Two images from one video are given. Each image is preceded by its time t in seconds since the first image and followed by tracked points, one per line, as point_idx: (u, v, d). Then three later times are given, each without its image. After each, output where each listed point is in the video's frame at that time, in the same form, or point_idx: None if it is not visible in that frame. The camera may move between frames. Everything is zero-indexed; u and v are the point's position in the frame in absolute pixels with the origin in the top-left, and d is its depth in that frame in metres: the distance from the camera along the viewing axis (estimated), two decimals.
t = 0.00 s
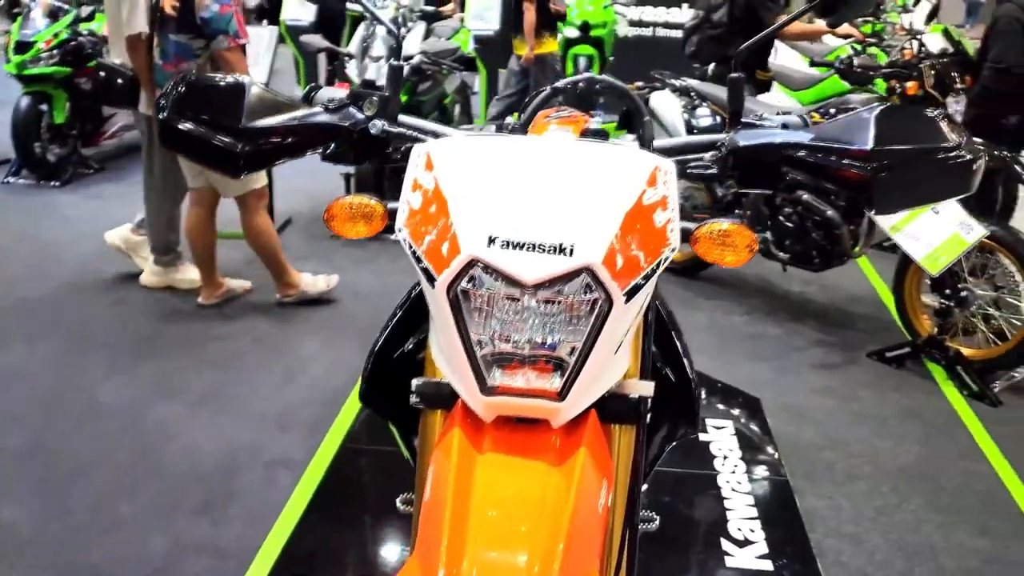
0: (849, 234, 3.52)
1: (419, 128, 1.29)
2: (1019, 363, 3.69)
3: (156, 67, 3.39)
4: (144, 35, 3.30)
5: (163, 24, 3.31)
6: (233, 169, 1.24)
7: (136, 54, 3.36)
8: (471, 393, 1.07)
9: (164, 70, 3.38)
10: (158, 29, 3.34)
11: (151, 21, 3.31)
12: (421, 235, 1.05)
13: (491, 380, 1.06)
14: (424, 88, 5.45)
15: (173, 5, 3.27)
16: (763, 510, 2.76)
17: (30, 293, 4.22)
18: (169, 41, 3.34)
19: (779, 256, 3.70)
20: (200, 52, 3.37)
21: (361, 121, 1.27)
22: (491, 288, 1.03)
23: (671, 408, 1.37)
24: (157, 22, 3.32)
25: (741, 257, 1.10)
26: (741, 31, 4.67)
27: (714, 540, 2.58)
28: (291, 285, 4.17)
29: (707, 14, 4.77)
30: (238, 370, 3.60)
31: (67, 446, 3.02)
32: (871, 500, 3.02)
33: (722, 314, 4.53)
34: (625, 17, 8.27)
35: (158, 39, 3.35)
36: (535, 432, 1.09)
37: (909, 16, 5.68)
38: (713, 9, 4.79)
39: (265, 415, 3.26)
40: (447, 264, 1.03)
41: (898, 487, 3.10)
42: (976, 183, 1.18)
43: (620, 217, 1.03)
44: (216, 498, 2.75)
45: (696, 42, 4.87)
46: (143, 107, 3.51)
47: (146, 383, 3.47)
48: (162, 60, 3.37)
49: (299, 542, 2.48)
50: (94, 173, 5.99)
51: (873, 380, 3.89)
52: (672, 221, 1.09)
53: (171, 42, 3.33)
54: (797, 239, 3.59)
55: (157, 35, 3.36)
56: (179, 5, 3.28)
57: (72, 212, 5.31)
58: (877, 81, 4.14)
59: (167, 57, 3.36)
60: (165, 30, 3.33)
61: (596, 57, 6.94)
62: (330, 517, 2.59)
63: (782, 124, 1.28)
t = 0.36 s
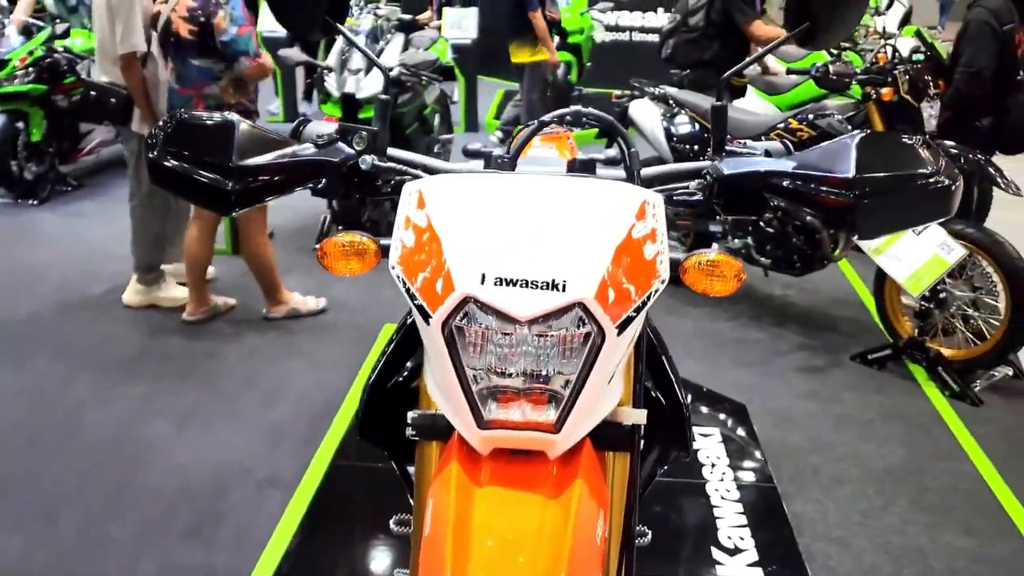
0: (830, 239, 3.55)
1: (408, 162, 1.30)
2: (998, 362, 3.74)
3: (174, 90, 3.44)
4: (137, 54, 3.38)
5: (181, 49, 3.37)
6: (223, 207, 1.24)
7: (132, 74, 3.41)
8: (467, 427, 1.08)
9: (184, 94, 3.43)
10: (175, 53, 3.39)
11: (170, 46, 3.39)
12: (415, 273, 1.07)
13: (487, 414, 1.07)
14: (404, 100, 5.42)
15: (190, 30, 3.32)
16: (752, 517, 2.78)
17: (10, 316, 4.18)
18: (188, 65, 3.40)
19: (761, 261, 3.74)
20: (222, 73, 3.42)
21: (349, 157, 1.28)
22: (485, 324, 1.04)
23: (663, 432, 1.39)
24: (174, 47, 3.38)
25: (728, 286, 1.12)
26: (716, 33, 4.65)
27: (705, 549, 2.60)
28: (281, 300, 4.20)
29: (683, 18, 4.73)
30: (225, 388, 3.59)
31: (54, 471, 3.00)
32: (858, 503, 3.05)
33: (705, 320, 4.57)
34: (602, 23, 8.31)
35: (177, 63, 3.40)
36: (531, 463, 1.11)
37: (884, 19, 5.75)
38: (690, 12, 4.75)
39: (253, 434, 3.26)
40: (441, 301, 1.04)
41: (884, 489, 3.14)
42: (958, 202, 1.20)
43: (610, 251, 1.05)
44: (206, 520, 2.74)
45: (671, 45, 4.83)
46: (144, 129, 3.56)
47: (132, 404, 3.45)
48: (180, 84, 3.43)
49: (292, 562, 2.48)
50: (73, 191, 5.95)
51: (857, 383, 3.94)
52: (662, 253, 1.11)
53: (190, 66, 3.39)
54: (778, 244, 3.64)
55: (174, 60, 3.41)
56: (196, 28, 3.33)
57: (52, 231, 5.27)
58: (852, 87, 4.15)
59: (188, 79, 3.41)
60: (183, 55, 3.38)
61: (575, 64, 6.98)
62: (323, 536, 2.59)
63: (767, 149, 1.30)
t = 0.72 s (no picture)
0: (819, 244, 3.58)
1: (402, 193, 1.33)
2: (989, 364, 3.76)
3: (187, 105, 3.45)
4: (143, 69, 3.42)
5: (193, 63, 3.39)
6: (217, 243, 1.24)
7: (133, 88, 3.46)
8: (469, 460, 1.08)
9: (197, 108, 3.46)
10: (187, 67, 3.41)
11: (181, 60, 3.40)
12: (414, 308, 1.07)
13: (488, 447, 1.07)
14: (392, 110, 5.36)
15: (208, 44, 3.38)
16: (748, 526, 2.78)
17: None
18: (201, 78, 3.43)
19: (751, 267, 3.75)
20: (236, 85, 3.50)
21: (343, 190, 1.27)
22: (485, 358, 1.04)
23: (660, 453, 1.43)
24: (186, 62, 3.39)
25: (727, 312, 1.12)
26: (700, 39, 4.65)
27: (703, 560, 2.60)
28: (273, 316, 4.18)
29: (668, 25, 4.75)
30: (217, 405, 3.57)
31: (46, 495, 2.98)
32: (853, 509, 3.06)
33: (697, 326, 4.58)
34: (587, 28, 8.32)
35: (188, 78, 3.41)
36: (534, 495, 1.11)
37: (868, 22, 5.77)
38: (676, 19, 4.77)
39: (247, 452, 3.24)
40: (441, 337, 1.03)
41: (878, 495, 3.15)
42: (954, 222, 1.21)
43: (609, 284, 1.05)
44: (201, 541, 2.72)
45: (658, 52, 4.84)
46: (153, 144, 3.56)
47: (123, 424, 3.43)
48: (193, 98, 3.45)
49: None
50: (59, 208, 5.90)
51: (848, 387, 3.95)
52: (660, 283, 1.11)
53: (205, 80, 3.42)
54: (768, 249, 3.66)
55: (185, 75, 3.42)
56: (212, 43, 3.38)
57: (38, 249, 5.23)
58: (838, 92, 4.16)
59: (200, 93, 3.43)
60: (195, 69, 3.41)
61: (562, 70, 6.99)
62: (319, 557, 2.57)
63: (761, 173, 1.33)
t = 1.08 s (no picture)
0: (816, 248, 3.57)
1: (400, 220, 1.31)
2: (988, 364, 3.75)
3: (185, 119, 3.45)
4: (145, 79, 3.51)
5: (189, 76, 3.38)
6: (213, 275, 1.22)
7: (140, 98, 3.57)
8: (475, 495, 1.06)
9: (196, 121, 3.46)
10: (183, 82, 3.39)
11: (177, 75, 3.37)
12: (416, 341, 1.05)
13: (494, 481, 1.05)
14: (385, 121, 5.30)
15: (202, 56, 3.34)
16: (753, 537, 2.76)
17: None
18: (200, 91, 3.43)
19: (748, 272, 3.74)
20: (233, 95, 3.51)
21: (340, 218, 1.25)
22: (489, 391, 1.02)
23: (668, 478, 1.45)
24: (181, 76, 3.37)
25: (734, 339, 1.11)
26: (689, 44, 4.63)
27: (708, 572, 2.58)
28: (270, 330, 4.15)
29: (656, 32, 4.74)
30: (214, 423, 3.54)
31: (43, 519, 2.94)
32: (857, 516, 3.04)
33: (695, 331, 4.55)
34: (578, 32, 8.30)
35: (186, 91, 3.41)
36: (541, 529, 1.09)
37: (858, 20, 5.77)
38: (663, 26, 4.79)
39: (245, 470, 3.21)
40: (444, 371, 1.02)
41: (881, 500, 3.13)
42: (958, 242, 1.19)
43: (614, 314, 1.03)
44: (200, 564, 2.69)
45: (647, 60, 4.83)
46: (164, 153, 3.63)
47: (119, 445, 3.39)
48: (192, 112, 3.45)
49: None
50: (52, 223, 5.85)
51: (849, 391, 3.92)
52: (665, 310, 1.10)
53: (204, 91, 3.43)
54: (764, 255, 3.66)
55: (182, 88, 3.41)
56: (206, 55, 3.35)
57: (31, 267, 5.18)
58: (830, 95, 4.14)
59: (200, 104, 3.45)
60: (193, 82, 3.40)
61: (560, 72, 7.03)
62: None
63: (763, 192, 1.31)
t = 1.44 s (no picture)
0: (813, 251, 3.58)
1: (393, 247, 1.28)
2: (988, 367, 3.71)
3: (173, 133, 3.43)
4: (135, 92, 3.51)
5: (176, 91, 3.33)
6: (202, 310, 1.18)
7: (133, 111, 3.58)
8: (476, 536, 1.02)
9: (184, 134, 3.44)
10: (170, 96, 3.35)
11: (163, 89, 3.33)
12: (412, 378, 1.01)
13: (495, 521, 1.01)
14: (376, 131, 5.21)
15: (188, 70, 3.29)
16: (756, 548, 2.71)
17: None
18: (186, 104, 3.38)
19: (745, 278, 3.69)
20: (220, 107, 3.46)
21: (331, 248, 1.21)
22: (488, 430, 0.98)
23: (672, 504, 1.45)
24: (168, 90, 3.32)
25: (740, 367, 1.09)
26: (677, 50, 4.60)
27: None
28: (264, 344, 4.08)
29: (644, 38, 4.72)
30: (207, 441, 3.48)
31: (35, 544, 2.88)
32: (862, 523, 3.00)
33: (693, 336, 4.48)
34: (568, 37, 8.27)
35: (172, 105, 3.36)
36: (545, 569, 1.05)
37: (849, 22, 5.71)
38: (651, 32, 4.76)
39: (239, 489, 3.15)
40: (441, 409, 0.98)
41: (885, 507, 3.09)
42: (967, 263, 1.16)
43: (616, 346, 1.00)
44: None
45: (635, 65, 4.80)
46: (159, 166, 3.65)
47: (112, 466, 3.33)
48: (179, 125, 3.42)
49: None
50: (43, 239, 5.76)
51: (848, 394, 3.87)
52: (668, 340, 1.06)
53: (190, 105, 3.38)
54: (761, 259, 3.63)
55: (169, 102, 3.37)
56: (193, 69, 3.30)
57: (21, 285, 5.10)
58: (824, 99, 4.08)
59: (186, 118, 3.40)
60: (179, 96, 3.35)
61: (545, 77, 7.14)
62: None
63: (765, 213, 1.29)
